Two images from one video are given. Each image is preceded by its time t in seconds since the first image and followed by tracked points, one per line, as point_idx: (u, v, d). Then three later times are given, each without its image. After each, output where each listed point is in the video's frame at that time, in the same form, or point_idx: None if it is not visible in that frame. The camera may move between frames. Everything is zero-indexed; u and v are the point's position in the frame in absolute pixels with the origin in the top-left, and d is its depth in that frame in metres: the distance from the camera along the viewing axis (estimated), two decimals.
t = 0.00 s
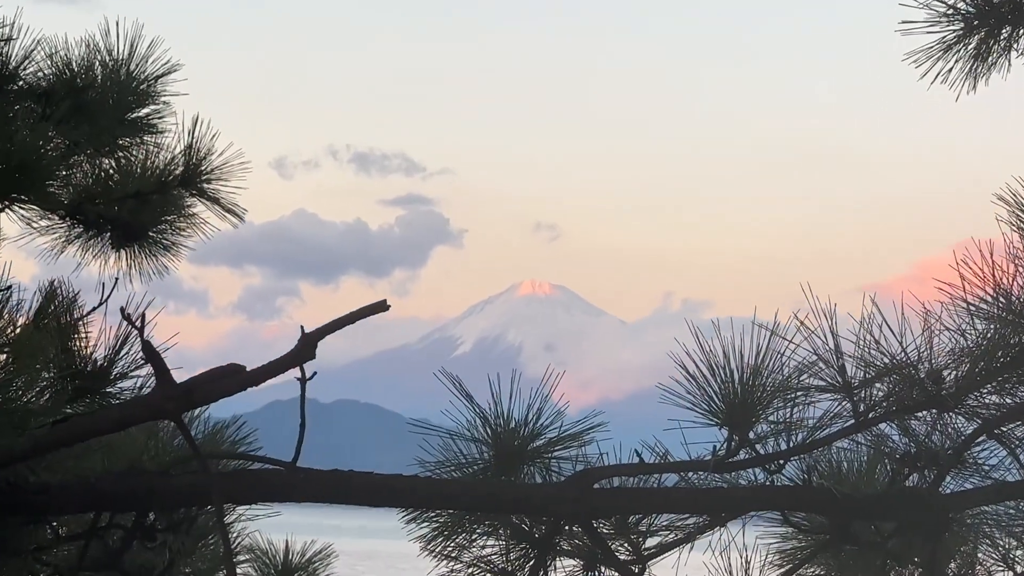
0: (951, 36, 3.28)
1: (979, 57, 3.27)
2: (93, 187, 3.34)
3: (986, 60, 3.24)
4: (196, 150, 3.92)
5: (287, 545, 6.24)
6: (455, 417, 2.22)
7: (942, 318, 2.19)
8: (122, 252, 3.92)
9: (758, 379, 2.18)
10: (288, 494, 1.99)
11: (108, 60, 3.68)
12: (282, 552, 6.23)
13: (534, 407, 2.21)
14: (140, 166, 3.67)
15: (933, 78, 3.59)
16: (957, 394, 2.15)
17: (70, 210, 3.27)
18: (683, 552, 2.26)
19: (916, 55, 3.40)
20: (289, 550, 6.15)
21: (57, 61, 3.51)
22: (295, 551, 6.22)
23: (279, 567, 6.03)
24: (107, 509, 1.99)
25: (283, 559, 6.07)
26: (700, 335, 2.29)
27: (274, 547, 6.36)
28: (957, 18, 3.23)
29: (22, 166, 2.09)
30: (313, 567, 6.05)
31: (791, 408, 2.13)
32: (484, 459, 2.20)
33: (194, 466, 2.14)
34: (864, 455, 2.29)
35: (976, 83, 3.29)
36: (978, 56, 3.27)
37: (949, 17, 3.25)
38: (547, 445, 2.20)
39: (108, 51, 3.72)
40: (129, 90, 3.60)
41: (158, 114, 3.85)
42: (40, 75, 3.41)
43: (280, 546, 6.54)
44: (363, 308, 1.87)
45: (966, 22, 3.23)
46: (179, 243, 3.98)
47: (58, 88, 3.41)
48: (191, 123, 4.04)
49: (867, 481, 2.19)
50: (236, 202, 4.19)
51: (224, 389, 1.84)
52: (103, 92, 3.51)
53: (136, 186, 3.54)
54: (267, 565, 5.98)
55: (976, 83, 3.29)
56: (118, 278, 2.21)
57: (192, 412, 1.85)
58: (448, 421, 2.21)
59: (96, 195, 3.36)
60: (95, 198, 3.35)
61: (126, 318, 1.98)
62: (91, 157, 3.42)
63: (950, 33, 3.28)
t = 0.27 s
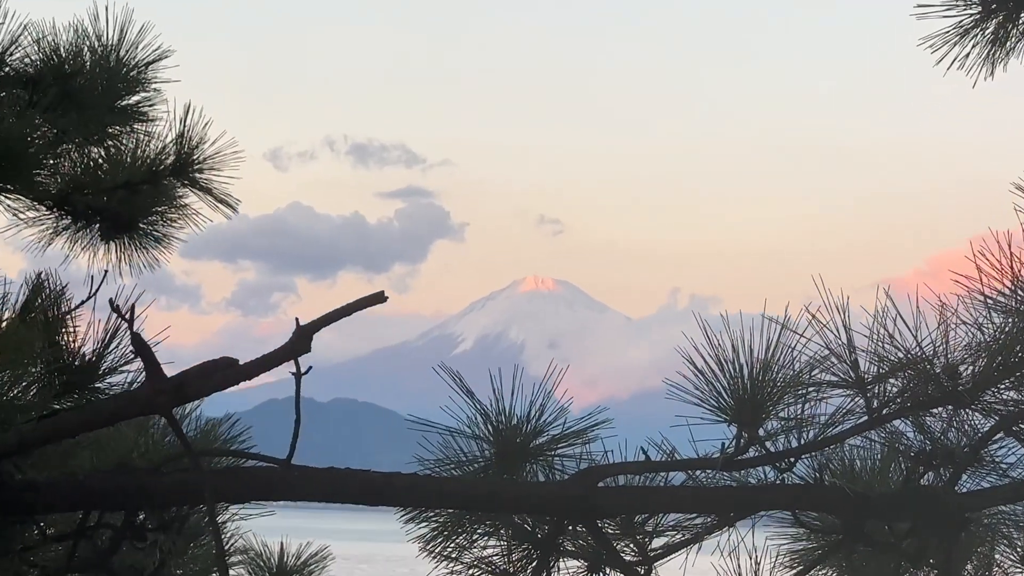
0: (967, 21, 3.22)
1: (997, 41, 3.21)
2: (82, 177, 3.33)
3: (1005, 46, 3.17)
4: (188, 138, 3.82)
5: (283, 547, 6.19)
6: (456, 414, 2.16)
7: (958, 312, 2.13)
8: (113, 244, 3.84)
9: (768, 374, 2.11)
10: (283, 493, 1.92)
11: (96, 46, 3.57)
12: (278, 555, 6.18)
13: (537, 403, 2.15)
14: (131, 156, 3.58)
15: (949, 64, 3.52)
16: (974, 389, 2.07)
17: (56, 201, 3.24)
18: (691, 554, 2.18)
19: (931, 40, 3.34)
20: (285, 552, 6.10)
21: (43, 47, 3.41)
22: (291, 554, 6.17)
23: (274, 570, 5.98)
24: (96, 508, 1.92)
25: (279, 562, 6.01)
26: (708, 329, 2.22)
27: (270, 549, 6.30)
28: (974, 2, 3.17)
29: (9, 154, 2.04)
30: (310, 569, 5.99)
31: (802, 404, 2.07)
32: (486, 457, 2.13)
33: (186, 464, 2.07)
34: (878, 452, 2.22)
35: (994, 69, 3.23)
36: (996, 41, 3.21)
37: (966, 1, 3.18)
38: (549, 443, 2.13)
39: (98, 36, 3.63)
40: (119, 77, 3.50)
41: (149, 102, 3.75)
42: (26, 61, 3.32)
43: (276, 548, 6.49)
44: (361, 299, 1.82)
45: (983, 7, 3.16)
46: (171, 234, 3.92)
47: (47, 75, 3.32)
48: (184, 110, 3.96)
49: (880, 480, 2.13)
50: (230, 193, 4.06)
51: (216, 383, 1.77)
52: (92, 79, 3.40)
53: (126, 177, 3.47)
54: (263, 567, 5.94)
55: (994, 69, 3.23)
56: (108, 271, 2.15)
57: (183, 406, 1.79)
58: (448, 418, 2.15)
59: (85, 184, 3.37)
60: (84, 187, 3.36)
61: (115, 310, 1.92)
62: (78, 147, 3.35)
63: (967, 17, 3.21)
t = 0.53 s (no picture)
0: (975, 8, 3.19)
1: (1005, 29, 3.18)
2: (78, 168, 3.28)
3: (1013, 33, 3.15)
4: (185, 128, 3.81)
5: (281, 543, 6.17)
6: (456, 406, 2.13)
7: (965, 303, 2.09)
8: (108, 235, 3.84)
9: (773, 366, 2.09)
10: (281, 486, 1.90)
11: (92, 33, 3.52)
12: (276, 551, 6.16)
13: (539, 396, 2.13)
14: (126, 147, 3.60)
15: (956, 52, 3.50)
16: (982, 382, 2.03)
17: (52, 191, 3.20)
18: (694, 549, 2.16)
19: (938, 28, 3.31)
20: (283, 549, 6.08)
21: (38, 34, 3.38)
22: (289, 550, 6.15)
23: (273, 566, 5.96)
24: (92, 502, 1.90)
25: (277, 558, 5.99)
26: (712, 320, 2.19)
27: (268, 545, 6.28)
28: None
29: (5, 144, 2.02)
30: (308, 566, 5.98)
31: (807, 396, 2.04)
32: (487, 451, 2.11)
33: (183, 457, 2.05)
34: (884, 446, 2.19)
35: (1002, 57, 3.21)
36: (1004, 28, 3.19)
37: None
38: (551, 436, 2.11)
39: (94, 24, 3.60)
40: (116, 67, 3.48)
41: (145, 91, 3.72)
42: (21, 50, 3.27)
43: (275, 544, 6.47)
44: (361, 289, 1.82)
45: None
46: (167, 225, 3.92)
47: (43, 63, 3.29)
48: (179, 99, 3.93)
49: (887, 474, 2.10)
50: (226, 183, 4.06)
51: (214, 373, 1.75)
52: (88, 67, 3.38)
53: (123, 168, 3.48)
54: (260, 564, 5.94)
55: (1002, 57, 3.21)
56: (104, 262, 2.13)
57: (181, 397, 1.77)
58: (449, 412, 2.12)
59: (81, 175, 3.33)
60: (80, 178, 3.30)
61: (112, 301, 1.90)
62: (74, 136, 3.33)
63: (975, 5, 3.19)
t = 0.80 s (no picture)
0: None
1: (1014, 17, 3.15)
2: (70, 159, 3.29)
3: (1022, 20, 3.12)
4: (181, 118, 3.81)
5: (279, 540, 6.15)
6: (456, 399, 2.11)
7: (973, 294, 2.06)
8: (103, 226, 3.84)
9: (778, 358, 2.06)
10: (278, 479, 1.87)
11: (86, 22, 3.46)
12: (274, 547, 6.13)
13: (540, 388, 2.11)
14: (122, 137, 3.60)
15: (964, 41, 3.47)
16: (991, 374, 2.00)
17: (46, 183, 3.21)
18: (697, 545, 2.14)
19: (946, 16, 3.28)
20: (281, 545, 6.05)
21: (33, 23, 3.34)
22: (287, 546, 6.11)
23: (271, 561, 5.91)
24: (86, 495, 1.87)
25: (275, 553, 5.94)
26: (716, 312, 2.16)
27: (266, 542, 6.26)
28: None
29: None
30: (306, 563, 5.98)
31: (813, 389, 2.01)
32: (488, 444, 2.08)
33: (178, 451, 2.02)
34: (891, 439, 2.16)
35: (1010, 45, 3.18)
36: (1013, 16, 3.16)
37: None
38: (552, 430, 2.08)
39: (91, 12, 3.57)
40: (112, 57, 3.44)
41: (141, 80, 3.69)
42: (15, 38, 3.25)
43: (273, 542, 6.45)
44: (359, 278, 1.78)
45: None
46: (162, 217, 3.91)
47: (37, 52, 3.26)
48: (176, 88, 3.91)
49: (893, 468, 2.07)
50: (224, 174, 4.06)
51: (209, 364, 1.72)
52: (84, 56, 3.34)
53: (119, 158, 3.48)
54: (258, 562, 5.94)
55: (1010, 45, 3.18)
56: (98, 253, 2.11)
57: (175, 388, 1.74)
58: (449, 405, 2.10)
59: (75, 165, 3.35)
60: (74, 168, 3.32)
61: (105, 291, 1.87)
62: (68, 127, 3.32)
63: None
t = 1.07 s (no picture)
0: None
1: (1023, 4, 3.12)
2: (64, 149, 3.31)
3: None
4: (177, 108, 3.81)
5: (276, 536, 6.19)
6: (456, 393, 2.08)
7: (981, 286, 2.03)
8: (98, 218, 3.84)
9: (783, 351, 2.02)
10: (275, 474, 1.84)
11: (81, 10, 3.41)
12: (272, 544, 6.19)
13: (541, 381, 2.08)
14: (117, 128, 3.60)
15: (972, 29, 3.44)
16: (1000, 367, 1.97)
17: (39, 175, 3.23)
18: (700, 541, 2.12)
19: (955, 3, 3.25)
20: (279, 542, 6.11)
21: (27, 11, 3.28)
22: (284, 543, 6.18)
23: (268, 560, 6.01)
24: (80, 490, 1.84)
25: (273, 552, 6.03)
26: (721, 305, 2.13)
27: (264, 539, 6.30)
28: None
29: None
30: (304, 560, 6.03)
31: (819, 382, 1.98)
32: (489, 438, 2.05)
33: (174, 444, 1.99)
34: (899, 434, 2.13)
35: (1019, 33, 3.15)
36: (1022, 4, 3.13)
37: None
38: (553, 424, 2.05)
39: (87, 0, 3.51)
40: (107, 46, 3.38)
41: (137, 69, 3.67)
42: (8, 27, 3.17)
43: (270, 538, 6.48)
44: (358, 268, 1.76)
45: None
46: (157, 208, 3.92)
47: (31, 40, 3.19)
48: (172, 77, 3.89)
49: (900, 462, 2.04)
50: (221, 165, 4.06)
51: (205, 356, 1.69)
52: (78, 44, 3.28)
53: (113, 148, 3.49)
54: (255, 558, 6.00)
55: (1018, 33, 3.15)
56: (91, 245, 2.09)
57: (170, 380, 1.71)
58: (449, 398, 2.08)
59: (68, 155, 3.38)
60: (67, 159, 3.34)
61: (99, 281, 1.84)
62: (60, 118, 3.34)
63: None
